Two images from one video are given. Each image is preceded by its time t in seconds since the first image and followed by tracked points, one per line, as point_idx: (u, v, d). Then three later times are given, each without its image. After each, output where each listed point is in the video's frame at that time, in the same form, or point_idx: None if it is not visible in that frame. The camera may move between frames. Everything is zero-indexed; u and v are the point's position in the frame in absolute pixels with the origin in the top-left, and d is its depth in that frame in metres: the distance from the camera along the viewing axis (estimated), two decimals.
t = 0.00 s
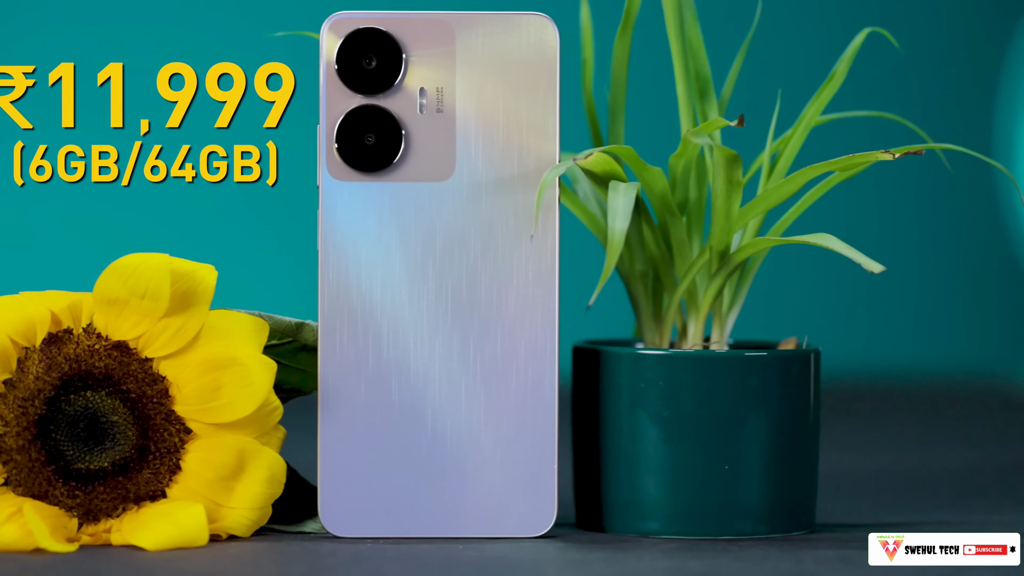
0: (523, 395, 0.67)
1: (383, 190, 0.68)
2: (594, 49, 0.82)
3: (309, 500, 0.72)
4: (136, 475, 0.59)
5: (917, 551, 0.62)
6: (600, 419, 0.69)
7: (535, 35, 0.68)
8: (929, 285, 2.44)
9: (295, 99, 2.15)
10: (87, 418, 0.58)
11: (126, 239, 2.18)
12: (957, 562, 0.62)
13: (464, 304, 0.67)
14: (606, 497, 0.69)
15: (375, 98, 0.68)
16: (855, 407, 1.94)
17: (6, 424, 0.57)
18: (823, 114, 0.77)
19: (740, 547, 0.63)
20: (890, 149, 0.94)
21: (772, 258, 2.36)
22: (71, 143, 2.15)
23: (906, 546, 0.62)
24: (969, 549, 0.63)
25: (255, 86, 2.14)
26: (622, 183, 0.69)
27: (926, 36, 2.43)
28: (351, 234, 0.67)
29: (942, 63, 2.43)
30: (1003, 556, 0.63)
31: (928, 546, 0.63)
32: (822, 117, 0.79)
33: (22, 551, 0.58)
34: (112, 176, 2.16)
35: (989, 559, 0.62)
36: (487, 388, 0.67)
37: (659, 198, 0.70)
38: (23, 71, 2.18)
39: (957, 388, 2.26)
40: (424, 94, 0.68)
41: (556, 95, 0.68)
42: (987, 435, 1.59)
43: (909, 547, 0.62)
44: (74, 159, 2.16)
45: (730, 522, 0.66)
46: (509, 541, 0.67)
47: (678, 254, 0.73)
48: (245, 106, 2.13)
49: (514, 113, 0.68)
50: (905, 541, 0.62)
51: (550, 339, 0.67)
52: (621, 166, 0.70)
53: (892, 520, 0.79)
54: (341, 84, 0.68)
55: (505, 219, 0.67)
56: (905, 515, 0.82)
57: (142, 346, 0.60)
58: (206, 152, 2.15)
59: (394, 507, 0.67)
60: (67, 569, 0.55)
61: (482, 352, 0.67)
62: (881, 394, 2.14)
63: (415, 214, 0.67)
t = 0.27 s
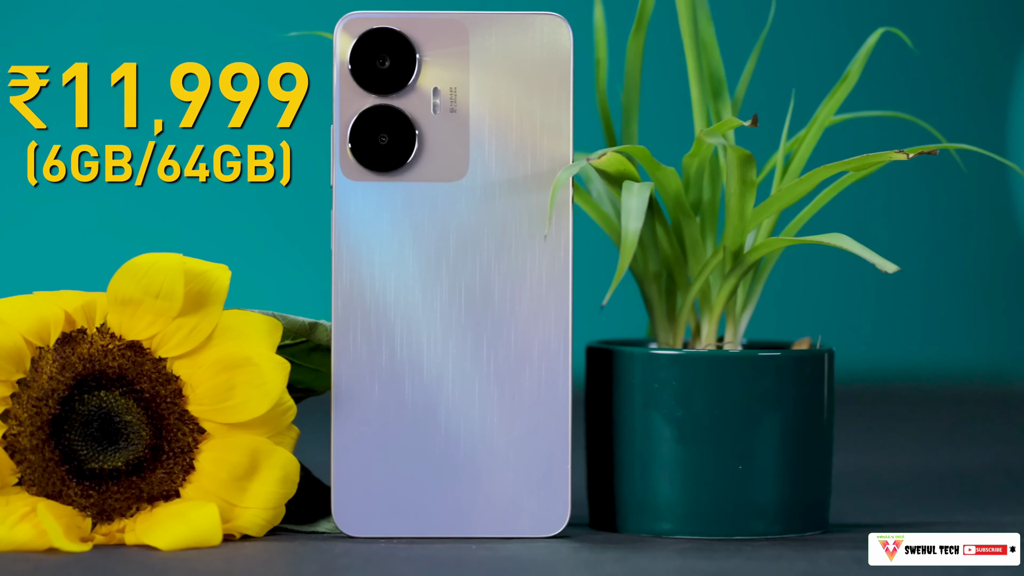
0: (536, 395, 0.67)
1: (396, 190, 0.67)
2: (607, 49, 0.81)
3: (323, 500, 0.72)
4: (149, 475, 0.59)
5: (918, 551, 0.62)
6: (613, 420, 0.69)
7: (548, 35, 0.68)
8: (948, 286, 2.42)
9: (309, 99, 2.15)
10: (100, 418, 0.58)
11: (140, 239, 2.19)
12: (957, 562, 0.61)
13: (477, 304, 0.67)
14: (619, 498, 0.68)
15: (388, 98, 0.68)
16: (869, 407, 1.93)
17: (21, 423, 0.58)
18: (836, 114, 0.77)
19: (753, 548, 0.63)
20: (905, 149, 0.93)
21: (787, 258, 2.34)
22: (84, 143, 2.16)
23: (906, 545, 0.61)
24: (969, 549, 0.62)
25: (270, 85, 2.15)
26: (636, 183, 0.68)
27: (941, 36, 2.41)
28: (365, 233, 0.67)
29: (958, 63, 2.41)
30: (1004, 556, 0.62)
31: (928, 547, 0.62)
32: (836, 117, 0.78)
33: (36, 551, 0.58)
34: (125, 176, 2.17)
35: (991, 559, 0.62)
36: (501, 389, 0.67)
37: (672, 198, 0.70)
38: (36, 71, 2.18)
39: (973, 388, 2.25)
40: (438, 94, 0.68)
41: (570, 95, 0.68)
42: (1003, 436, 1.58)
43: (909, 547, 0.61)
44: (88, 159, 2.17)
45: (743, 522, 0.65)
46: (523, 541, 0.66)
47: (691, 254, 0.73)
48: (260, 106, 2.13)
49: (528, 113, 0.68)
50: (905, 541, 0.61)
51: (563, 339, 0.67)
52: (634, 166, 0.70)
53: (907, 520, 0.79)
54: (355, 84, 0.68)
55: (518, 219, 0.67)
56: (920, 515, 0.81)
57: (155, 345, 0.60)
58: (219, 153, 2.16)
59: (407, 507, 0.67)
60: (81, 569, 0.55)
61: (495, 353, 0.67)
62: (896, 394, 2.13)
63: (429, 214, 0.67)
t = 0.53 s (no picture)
0: (550, 395, 0.67)
1: (410, 189, 0.67)
2: (622, 49, 0.81)
3: (336, 499, 0.72)
4: (163, 474, 0.59)
5: (918, 552, 0.61)
6: (628, 420, 0.68)
7: (562, 35, 0.68)
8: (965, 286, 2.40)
9: (323, 99, 2.16)
10: (115, 418, 0.58)
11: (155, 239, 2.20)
12: (958, 562, 0.61)
13: (491, 305, 0.67)
14: (634, 498, 0.68)
15: (402, 98, 0.68)
16: (885, 407, 1.92)
17: (35, 423, 0.58)
18: (851, 114, 0.76)
19: (768, 548, 0.63)
20: (921, 149, 0.92)
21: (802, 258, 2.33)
22: (99, 143, 2.17)
23: (906, 546, 0.61)
24: (969, 549, 0.61)
25: (285, 86, 2.15)
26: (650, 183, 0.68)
27: (958, 35, 2.40)
28: (379, 233, 0.67)
29: (974, 62, 2.40)
30: (1004, 556, 0.61)
31: (929, 547, 0.62)
32: (850, 116, 0.78)
33: (50, 551, 0.58)
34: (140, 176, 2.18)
35: (992, 559, 0.61)
36: (515, 389, 0.67)
37: (686, 198, 0.70)
38: (52, 71, 2.20)
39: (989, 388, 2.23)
40: (452, 94, 0.68)
41: (584, 95, 0.67)
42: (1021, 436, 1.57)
43: (909, 547, 0.61)
44: (102, 159, 2.18)
45: (757, 522, 0.65)
46: (537, 541, 0.66)
47: (705, 254, 0.73)
48: (274, 106, 2.13)
49: (542, 113, 0.67)
50: (905, 541, 0.61)
51: (578, 339, 0.67)
52: (649, 166, 0.69)
53: (923, 521, 0.78)
54: (369, 84, 0.68)
55: (532, 219, 0.67)
56: (936, 515, 0.81)
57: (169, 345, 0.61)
58: (235, 153, 2.15)
59: (420, 506, 0.66)
60: (95, 569, 0.55)
61: (509, 352, 0.67)
62: (912, 394, 2.11)
63: (443, 214, 0.67)
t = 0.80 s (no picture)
0: (563, 395, 0.67)
1: (424, 190, 0.67)
2: (635, 49, 0.81)
3: (349, 499, 0.72)
4: (177, 474, 0.59)
5: (918, 551, 0.61)
6: (642, 420, 0.68)
7: (575, 35, 0.68)
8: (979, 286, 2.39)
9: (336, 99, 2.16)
10: (128, 418, 0.58)
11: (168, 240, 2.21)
12: (958, 562, 0.60)
13: (504, 304, 0.67)
14: (647, 498, 0.68)
15: (415, 98, 0.68)
16: (900, 407, 1.91)
17: (48, 423, 0.58)
18: (864, 114, 0.76)
19: (781, 548, 0.62)
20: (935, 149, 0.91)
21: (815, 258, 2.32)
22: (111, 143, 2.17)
23: (906, 546, 0.60)
24: (969, 549, 0.61)
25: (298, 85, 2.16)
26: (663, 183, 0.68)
27: (972, 35, 2.38)
28: (392, 233, 0.67)
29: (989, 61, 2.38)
30: (1004, 556, 0.61)
31: (928, 546, 0.61)
32: (864, 116, 0.77)
33: (64, 551, 0.58)
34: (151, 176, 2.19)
35: (992, 559, 0.61)
36: (528, 390, 0.67)
37: (699, 199, 0.70)
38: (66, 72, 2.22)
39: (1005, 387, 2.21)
40: (465, 94, 0.68)
41: (597, 94, 0.67)
42: None
43: (909, 547, 0.60)
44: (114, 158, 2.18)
45: (770, 523, 0.65)
46: (550, 542, 0.66)
47: (719, 254, 0.72)
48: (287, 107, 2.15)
49: (555, 113, 0.67)
50: (905, 541, 0.60)
51: (591, 339, 0.67)
52: (662, 166, 0.69)
53: (938, 521, 0.77)
54: (382, 84, 0.68)
55: (545, 220, 0.67)
56: (951, 516, 0.80)
57: (183, 345, 0.61)
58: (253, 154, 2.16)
59: (433, 506, 0.66)
60: (109, 569, 0.55)
61: (523, 353, 0.67)
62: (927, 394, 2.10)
63: (456, 215, 0.67)
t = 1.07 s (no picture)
0: (573, 395, 0.67)
1: (434, 190, 0.67)
2: (645, 49, 0.81)
3: (359, 499, 0.72)
4: (187, 474, 0.59)
5: (918, 551, 0.60)
6: (652, 421, 0.68)
7: (586, 36, 0.67)
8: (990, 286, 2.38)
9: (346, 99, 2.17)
10: (138, 418, 0.59)
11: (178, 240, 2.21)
12: (957, 563, 0.60)
13: (514, 304, 0.67)
14: (657, 498, 0.68)
15: (425, 98, 0.68)
16: (911, 408, 1.90)
17: (59, 422, 0.58)
18: (875, 114, 0.75)
19: (792, 548, 0.62)
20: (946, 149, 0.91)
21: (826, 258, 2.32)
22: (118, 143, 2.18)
23: (906, 546, 0.60)
24: (969, 549, 0.60)
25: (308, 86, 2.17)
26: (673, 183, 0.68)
27: (984, 34, 2.37)
28: (402, 233, 0.67)
29: (1001, 61, 2.37)
30: (1004, 557, 0.60)
31: (928, 546, 0.61)
32: (874, 116, 0.77)
33: (74, 550, 0.58)
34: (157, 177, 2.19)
35: (991, 560, 0.60)
36: (539, 390, 0.66)
37: (710, 198, 0.69)
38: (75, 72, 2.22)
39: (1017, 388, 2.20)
40: (475, 94, 0.68)
41: (607, 94, 0.67)
42: None
43: (909, 547, 0.60)
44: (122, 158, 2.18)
45: (781, 523, 0.64)
46: (561, 542, 0.66)
47: (729, 254, 0.72)
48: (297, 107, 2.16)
49: (565, 113, 0.67)
50: (905, 541, 0.60)
51: (601, 339, 0.67)
52: (672, 166, 0.69)
53: (949, 521, 0.77)
54: (392, 84, 0.68)
55: (555, 219, 0.67)
56: (962, 516, 0.80)
57: (193, 345, 0.61)
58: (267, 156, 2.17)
59: (442, 506, 0.66)
60: (120, 568, 0.55)
61: (533, 353, 0.67)
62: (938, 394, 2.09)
63: (466, 215, 0.67)
